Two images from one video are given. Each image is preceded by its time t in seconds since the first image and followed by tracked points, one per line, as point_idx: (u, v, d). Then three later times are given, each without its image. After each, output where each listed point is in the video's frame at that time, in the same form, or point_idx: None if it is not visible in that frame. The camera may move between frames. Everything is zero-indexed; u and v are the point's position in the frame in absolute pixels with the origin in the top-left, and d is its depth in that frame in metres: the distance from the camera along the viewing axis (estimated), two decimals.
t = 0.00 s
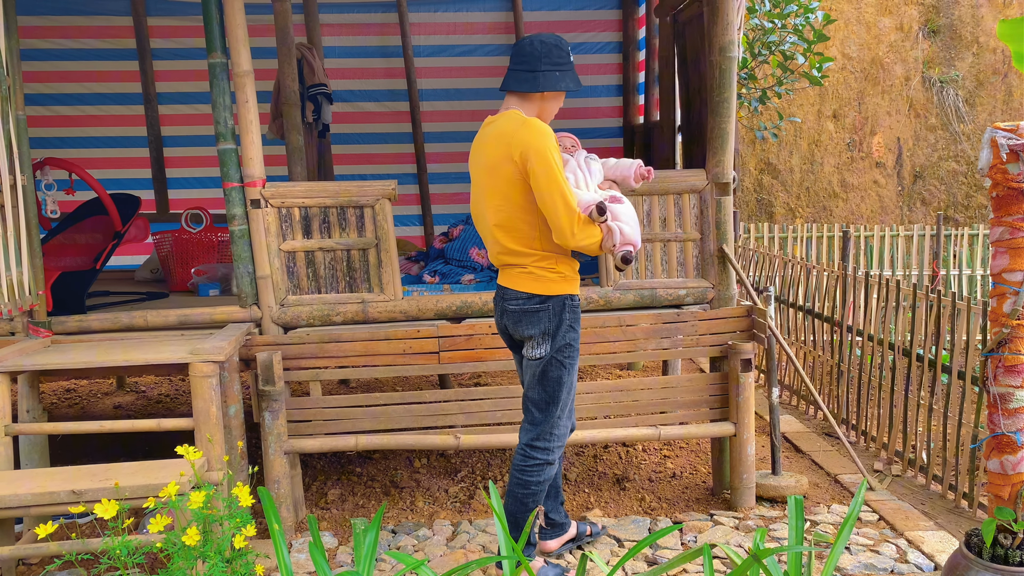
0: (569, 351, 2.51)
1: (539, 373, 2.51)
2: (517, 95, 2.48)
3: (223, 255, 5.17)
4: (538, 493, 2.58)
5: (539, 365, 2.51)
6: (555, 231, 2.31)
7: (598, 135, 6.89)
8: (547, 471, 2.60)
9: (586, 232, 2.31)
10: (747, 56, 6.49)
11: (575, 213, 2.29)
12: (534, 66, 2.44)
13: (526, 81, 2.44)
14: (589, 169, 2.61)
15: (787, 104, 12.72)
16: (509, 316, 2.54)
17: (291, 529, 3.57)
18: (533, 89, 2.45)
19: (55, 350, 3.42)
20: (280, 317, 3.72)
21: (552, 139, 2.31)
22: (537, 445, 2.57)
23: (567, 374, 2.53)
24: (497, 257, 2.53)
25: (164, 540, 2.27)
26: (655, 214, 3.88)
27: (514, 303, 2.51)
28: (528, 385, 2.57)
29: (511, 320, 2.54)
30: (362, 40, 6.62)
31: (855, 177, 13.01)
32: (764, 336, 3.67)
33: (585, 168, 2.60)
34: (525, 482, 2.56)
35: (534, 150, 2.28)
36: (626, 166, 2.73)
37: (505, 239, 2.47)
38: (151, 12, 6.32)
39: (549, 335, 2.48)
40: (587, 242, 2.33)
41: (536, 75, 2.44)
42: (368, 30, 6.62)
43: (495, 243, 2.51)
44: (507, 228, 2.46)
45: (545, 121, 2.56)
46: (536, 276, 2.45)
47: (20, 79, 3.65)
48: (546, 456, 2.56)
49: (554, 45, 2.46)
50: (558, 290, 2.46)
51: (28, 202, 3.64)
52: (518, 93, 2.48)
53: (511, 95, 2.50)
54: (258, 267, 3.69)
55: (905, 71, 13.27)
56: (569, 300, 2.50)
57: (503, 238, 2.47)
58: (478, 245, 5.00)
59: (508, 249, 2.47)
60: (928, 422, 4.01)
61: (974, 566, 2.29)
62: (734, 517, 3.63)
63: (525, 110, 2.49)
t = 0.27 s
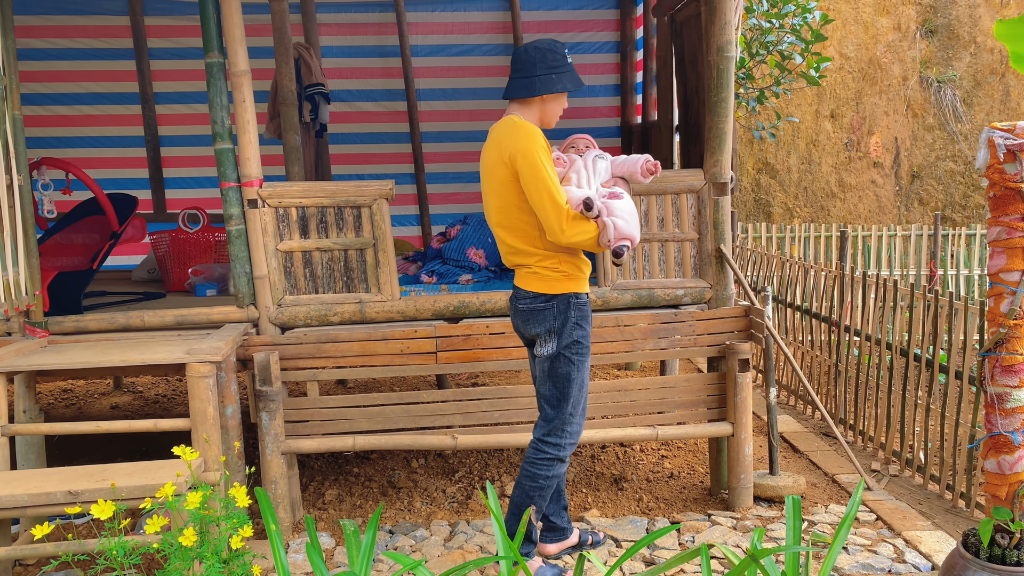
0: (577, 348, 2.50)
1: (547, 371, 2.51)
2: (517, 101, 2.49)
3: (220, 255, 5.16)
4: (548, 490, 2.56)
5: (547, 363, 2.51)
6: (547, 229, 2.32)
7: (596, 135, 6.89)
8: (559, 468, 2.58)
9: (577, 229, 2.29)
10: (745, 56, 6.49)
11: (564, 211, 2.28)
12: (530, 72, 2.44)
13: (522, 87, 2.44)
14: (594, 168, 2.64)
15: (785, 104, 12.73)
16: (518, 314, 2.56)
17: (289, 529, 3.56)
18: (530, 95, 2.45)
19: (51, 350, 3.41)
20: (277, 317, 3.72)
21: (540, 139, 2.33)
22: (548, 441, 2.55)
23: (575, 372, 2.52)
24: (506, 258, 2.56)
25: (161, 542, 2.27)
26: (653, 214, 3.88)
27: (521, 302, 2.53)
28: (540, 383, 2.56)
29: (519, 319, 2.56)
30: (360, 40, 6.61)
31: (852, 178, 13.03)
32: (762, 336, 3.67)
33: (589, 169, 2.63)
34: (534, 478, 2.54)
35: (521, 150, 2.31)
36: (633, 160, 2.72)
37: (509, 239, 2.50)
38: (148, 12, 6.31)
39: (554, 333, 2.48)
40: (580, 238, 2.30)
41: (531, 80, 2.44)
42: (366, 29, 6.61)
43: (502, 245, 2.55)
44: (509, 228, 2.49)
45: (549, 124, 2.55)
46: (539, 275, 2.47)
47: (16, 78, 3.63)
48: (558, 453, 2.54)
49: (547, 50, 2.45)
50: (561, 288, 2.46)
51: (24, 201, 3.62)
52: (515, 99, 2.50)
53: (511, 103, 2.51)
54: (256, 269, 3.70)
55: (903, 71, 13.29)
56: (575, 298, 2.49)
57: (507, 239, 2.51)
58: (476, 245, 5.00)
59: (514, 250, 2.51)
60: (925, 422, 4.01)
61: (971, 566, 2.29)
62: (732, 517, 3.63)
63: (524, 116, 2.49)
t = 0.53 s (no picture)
0: (584, 340, 2.48)
1: (560, 365, 2.52)
2: (522, 102, 2.51)
3: (219, 255, 5.15)
4: (579, 478, 2.55)
5: (557, 358, 2.52)
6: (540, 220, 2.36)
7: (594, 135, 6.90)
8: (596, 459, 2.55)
9: (567, 219, 2.30)
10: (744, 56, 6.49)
11: (554, 201, 2.32)
12: (533, 74, 2.46)
13: (526, 89, 2.46)
14: (595, 163, 2.60)
15: (784, 103, 12.74)
16: (524, 312, 2.62)
17: (288, 529, 3.56)
18: (533, 96, 2.46)
19: (51, 351, 3.41)
20: (276, 317, 3.72)
21: (535, 133, 2.39)
22: (577, 429, 2.54)
23: (590, 362, 2.48)
24: (512, 253, 2.62)
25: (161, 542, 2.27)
26: (652, 213, 3.89)
27: (527, 298, 2.59)
28: (559, 379, 2.57)
29: (527, 315, 2.62)
30: (359, 40, 6.61)
31: (851, 177, 13.04)
32: (761, 335, 3.68)
33: (588, 164, 2.60)
34: (563, 465, 2.55)
35: (516, 145, 2.38)
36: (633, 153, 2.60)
37: (512, 234, 2.56)
38: (147, 12, 6.31)
39: (555, 326, 2.51)
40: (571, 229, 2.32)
41: (535, 82, 2.45)
42: (365, 29, 6.60)
43: (507, 240, 2.61)
44: (511, 223, 2.55)
45: (556, 125, 2.56)
46: (538, 268, 2.51)
47: (14, 78, 3.63)
48: (591, 444, 2.52)
49: (552, 52, 2.46)
50: (559, 281, 2.48)
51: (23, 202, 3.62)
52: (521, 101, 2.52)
53: (518, 104, 2.53)
54: (255, 269, 3.70)
55: (901, 71, 13.30)
56: (577, 290, 2.48)
57: (511, 234, 2.57)
58: (475, 245, 5.01)
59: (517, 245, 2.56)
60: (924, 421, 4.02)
61: (970, 565, 2.30)
62: (731, 517, 3.64)
63: (529, 117, 2.51)
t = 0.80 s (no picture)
0: (599, 335, 2.48)
1: (576, 364, 2.52)
2: (527, 102, 2.52)
3: (219, 255, 5.15)
4: (613, 472, 2.60)
5: (573, 356, 2.52)
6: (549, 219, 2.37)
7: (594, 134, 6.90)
8: (622, 450, 2.59)
9: (576, 218, 2.31)
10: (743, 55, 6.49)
11: (563, 201, 2.33)
12: (537, 75, 2.46)
13: (529, 89, 2.47)
14: (602, 162, 2.62)
15: (784, 103, 12.74)
16: (534, 310, 2.61)
17: (288, 530, 3.55)
18: (536, 97, 2.47)
19: (51, 351, 3.42)
20: (276, 318, 3.72)
21: (542, 133, 2.40)
22: (600, 425, 2.57)
23: (606, 357, 2.50)
24: (521, 252, 2.62)
25: (161, 542, 2.27)
26: (651, 213, 3.89)
27: (537, 296, 2.59)
28: (575, 377, 2.57)
29: (537, 313, 2.61)
30: (358, 40, 6.61)
31: (851, 176, 13.04)
32: (761, 335, 3.68)
33: (595, 163, 2.61)
34: (596, 463, 2.59)
35: (523, 145, 2.39)
36: (639, 150, 2.60)
37: (521, 233, 2.57)
38: (146, 12, 6.31)
39: (569, 324, 2.50)
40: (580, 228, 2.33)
41: (539, 82, 2.46)
42: (364, 29, 6.60)
43: (515, 239, 2.62)
44: (520, 223, 2.55)
45: (561, 124, 2.56)
46: (548, 266, 2.51)
47: (14, 79, 3.63)
48: (616, 438, 2.56)
49: (555, 52, 2.46)
50: (570, 279, 2.48)
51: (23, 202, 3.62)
52: (526, 101, 2.53)
53: (523, 104, 2.54)
54: (254, 270, 3.70)
55: (901, 70, 13.30)
56: (588, 286, 2.49)
57: (519, 233, 2.57)
58: (474, 244, 5.01)
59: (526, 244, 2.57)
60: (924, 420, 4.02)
61: (971, 564, 2.29)
62: (731, 517, 3.63)
63: (534, 117, 2.51)
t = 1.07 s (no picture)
0: (626, 332, 2.50)
1: (606, 363, 2.52)
2: (542, 101, 2.51)
3: (220, 256, 5.14)
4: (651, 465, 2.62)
5: (601, 357, 2.51)
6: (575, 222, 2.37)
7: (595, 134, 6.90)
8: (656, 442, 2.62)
9: (603, 222, 2.33)
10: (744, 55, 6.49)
11: (591, 204, 2.33)
12: (555, 73, 2.46)
13: (547, 87, 2.47)
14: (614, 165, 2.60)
15: (785, 102, 12.73)
16: (554, 313, 2.57)
17: (289, 530, 3.55)
18: (554, 95, 2.46)
19: (52, 351, 3.42)
20: (277, 318, 3.72)
21: (564, 135, 2.40)
22: (634, 421, 2.58)
23: (635, 353, 2.52)
24: (535, 254, 2.60)
25: (163, 542, 2.27)
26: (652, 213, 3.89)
27: (557, 298, 2.55)
28: (602, 377, 2.56)
29: (555, 315, 2.58)
30: (359, 40, 6.61)
31: (852, 176, 13.02)
32: (762, 334, 3.67)
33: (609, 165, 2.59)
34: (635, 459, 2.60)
35: (547, 147, 2.38)
36: (651, 155, 2.67)
37: (537, 235, 2.54)
38: (147, 13, 6.32)
39: (595, 323, 2.49)
40: (607, 231, 2.35)
41: (557, 81, 2.46)
42: (365, 29, 6.60)
43: (529, 241, 2.59)
44: (537, 225, 2.53)
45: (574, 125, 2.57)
46: (568, 268, 2.50)
47: (15, 80, 3.64)
48: (650, 431, 2.58)
49: (573, 52, 2.47)
50: (593, 279, 2.48)
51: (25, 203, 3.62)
52: (541, 101, 2.52)
53: (539, 103, 2.53)
54: (256, 270, 3.70)
55: (902, 70, 13.29)
56: (611, 285, 2.50)
57: (535, 234, 2.55)
58: (475, 244, 5.01)
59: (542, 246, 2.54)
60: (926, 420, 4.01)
61: (973, 564, 2.29)
62: (733, 517, 3.63)
63: (548, 116, 2.51)
